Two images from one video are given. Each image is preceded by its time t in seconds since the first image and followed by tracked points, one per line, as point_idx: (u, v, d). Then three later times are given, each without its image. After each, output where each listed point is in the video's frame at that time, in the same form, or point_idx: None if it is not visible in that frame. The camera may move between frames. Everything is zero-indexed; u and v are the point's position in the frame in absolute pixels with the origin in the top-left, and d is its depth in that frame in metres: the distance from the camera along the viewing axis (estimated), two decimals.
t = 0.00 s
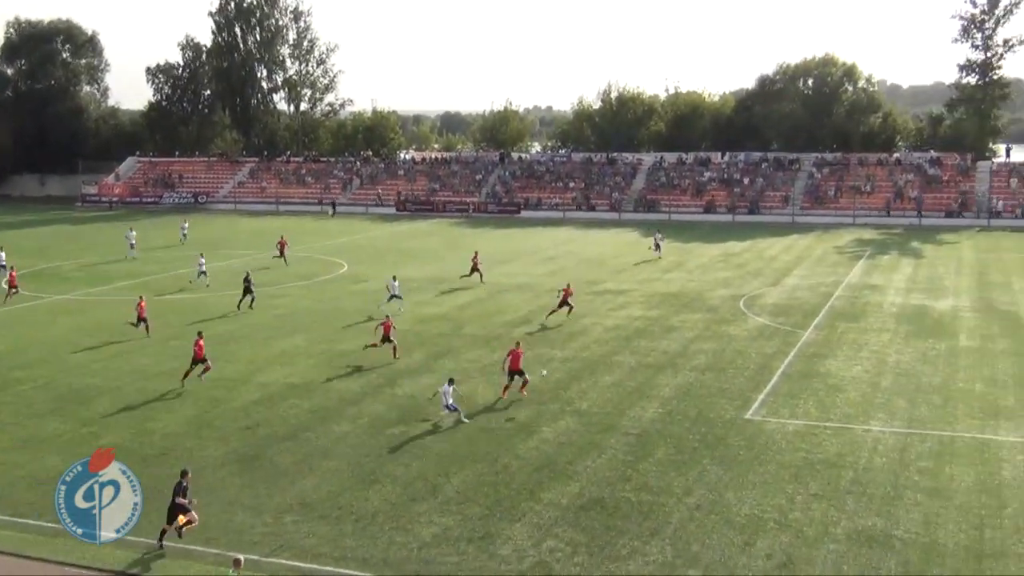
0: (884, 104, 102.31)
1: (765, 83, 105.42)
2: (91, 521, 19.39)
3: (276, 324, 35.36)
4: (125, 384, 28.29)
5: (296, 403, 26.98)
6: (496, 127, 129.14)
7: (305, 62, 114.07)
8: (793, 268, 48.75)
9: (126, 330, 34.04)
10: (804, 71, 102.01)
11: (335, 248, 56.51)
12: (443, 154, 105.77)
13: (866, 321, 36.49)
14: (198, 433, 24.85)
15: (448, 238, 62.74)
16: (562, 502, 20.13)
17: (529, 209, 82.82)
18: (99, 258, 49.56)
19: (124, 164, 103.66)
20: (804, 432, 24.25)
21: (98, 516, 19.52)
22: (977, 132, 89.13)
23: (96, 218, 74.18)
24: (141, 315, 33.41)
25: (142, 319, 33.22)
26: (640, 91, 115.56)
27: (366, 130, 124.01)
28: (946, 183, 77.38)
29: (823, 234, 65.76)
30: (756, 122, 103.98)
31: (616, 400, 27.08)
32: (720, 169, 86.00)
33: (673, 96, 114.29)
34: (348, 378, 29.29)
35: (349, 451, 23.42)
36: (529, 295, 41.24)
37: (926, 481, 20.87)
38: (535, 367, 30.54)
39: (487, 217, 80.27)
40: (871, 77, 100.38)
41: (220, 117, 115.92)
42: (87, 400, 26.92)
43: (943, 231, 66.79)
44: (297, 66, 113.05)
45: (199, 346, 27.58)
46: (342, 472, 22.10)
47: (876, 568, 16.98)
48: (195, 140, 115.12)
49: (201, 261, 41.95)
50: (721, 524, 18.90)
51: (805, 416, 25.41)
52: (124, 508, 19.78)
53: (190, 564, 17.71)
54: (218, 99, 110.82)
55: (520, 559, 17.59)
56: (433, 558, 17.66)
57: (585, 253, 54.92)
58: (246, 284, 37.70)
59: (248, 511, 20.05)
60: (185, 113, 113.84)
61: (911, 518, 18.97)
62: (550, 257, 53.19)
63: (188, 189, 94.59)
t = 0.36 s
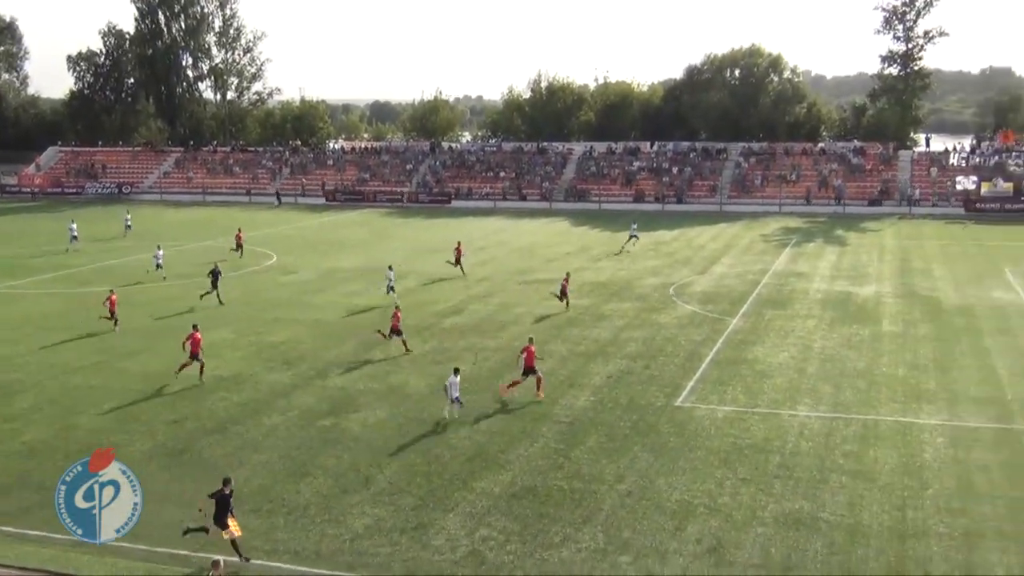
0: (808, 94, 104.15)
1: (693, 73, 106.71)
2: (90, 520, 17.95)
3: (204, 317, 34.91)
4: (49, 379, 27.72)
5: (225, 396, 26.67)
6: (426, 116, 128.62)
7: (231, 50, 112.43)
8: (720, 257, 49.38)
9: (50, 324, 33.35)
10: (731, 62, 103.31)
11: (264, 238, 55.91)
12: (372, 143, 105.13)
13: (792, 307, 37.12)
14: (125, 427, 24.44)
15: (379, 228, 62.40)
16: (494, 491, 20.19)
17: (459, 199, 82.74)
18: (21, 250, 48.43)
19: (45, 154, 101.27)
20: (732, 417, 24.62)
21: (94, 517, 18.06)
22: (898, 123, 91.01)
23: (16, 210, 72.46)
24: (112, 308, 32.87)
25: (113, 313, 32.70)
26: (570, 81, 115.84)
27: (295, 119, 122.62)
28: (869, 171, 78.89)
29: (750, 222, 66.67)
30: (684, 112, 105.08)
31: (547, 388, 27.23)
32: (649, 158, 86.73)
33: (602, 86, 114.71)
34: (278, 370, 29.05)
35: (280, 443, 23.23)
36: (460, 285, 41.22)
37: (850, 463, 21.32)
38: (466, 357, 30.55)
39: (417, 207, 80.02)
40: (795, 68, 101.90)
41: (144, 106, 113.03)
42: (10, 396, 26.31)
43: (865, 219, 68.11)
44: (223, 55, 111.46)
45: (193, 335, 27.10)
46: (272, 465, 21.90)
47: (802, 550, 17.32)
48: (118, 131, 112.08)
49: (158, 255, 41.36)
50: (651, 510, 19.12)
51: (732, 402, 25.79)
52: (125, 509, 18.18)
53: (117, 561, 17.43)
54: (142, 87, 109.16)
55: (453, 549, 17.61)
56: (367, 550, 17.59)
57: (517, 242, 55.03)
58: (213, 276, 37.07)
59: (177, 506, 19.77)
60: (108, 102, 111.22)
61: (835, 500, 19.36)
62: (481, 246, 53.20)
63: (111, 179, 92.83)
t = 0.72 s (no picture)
0: (734, 85, 105.46)
1: (619, 63, 107.80)
2: (89, 524, 17.90)
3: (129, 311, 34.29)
4: None
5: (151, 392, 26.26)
6: (354, 107, 127.53)
7: (154, 39, 110.69)
8: (650, 246, 49.81)
9: None
10: (657, 52, 104.20)
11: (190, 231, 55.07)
12: (298, 134, 104.12)
13: (720, 295, 37.62)
14: (48, 425, 23.94)
15: (309, 220, 61.81)
16: (427, 483, 20.18)
17: (387, 190, 82.32)
18: None
19: None
20: (662, 404, 24.88)
21: (96, 519, 17.93)
22: (821, 112, 92.57)
23: None
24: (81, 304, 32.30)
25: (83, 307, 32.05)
26: (498, 71, 114.83)
27: (219, 109, 120.73)
28: (793, 160, 80.18)
29: (677, 211, 67.31)
30: (612, 103, 105.69)
31: (478, 379, 27.27)
32: (577, 148, 87.15)
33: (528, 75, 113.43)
34: (205, 364, 28.67)
35: (209, 439, 22.95)
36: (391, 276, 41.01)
37: (777, 447, 21.69)
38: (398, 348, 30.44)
39: (345, 198, 79.48)
40: (721, 58, 102.99)
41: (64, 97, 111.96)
42: None
43: (790, 207, 69.20)
44: (144, 44, 109.56)
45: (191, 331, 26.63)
46: (202, 460, 21.63)
47: (731, 534, 17.59)
48: (36, 121, 110.99)
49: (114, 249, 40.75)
50: (583, 498, 19.26)
51: (661, 390, 26.06)
52: (126, 509, 18.21)
53: (42, 561, 17.11)
54: (60, 77, 107.08)
55: (386, 541, 17.57)
56: (301, 544, 17.47)
57: (447, 233, 54.91)
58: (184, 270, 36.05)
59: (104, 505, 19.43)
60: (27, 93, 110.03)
61: (763, 484, 19.70)
62: (411, 237, 53.00)
63: (30, 171, 90.80)
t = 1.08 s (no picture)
0: (657, 75, 106.42)
1: (544, 53, 107.46)
2: (90, 524, 17.05)
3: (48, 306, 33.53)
4: None
5: (72, 388, 25.72)
6: (276, 96, 125.98)
7: (69, 28, 108.21)
8: (576, 235, 50.08)
9: None
10: (581, 42, 104.69)
11: (111, 224, 53.97)
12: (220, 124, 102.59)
13: (646, 283, 37.97)
14: None
15: (232, 212, 60.94)
16: (356, 475, 20.08)
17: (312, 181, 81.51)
18: None
19: None
20: (590, 392, 25.07)
21: (96, 518, 17.02)
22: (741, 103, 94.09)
23: None
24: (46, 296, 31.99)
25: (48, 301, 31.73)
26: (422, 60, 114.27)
27: (138, 99, 118.38)
28: (716, 149, 81.23)
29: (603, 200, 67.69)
30: (538, 92, 105.85)
31: (406, 370, 27.20)
32: (503, 138, 87.20)
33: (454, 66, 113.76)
34: (128, 359, 28.16)
35: (133, 435, 22.55)
36: (316, 268, 40.63)
37: (703, 433, 22.00)
38: (325, 341, 30.20)
39: (269, 188, 78.55)
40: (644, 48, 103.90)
41: None
42: None
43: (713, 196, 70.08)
44: (59, 33, 107.01)
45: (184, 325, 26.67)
46: (126, 457, 21.25)
47: (659, 519, 17.79)
48: None
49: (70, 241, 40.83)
50: (513, 487, 19.33)
51: (588, 378, 26.25)
52: (127, 508, 17.27)
53: None
54: None
55: (315, 534, 17.47)
56: (232, 540, 17.29)
57: (373, 224, 54.59)
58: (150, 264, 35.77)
59: (24, 505, 18.99)
60: None
61: (690, 469, 19.96)
62: (337, 228, 52.58)
63: None
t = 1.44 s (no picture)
0: (581, 65, 106.89)
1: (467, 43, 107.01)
2: (90, 524, 15.94)
3: None
4: None
5: None
6: (195, 87, 123.81)
7: None
8: (502, 225, 50.12)
9: None
10: (505, 33, 104.64)
11: (25, 217, 52.59)
12: (138, 115, 100.57)
13: (572, 273, 38.16)
14: None
15: (152, 204, 59.76)
16: (282, 469, 19.90)
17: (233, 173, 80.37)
18: None
19: None
20: (517, 382, 25.14)
21: (96, 520, 15.89)
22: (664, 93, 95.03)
23: None
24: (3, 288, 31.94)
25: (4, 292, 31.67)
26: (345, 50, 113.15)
27: (53, 90, 115.51)
28: (639, 140, 81.86)
29: (528, 190, 67.83)
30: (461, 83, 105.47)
31: (333, 362, 27.01)
32: (428, 128, 86.84)
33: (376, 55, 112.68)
34: (46, 356, 27.51)
35: (51, 433, 22.04)
36: (240, 261, 40.09)
37: (630, 421, 22.20)
38: (249, 334, 29.83)
39: (189, 180, 77.25)
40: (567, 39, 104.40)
41: None
42: None
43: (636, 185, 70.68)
44: None
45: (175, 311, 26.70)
46: (44, 456, 20.77)
47: (586, 507, 17.93)
48: None
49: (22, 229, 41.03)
50: (440, 478, 19.34)
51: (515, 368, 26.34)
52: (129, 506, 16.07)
53: None
54: None
55: (241, 530, 17.28)
56: (162, 538, 17.00)
57: (296, 216, 53.97)
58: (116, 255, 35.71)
59: None
60: None
61: (617, 457, 20.14)
62: (260, 220, 51.89)
63: None
